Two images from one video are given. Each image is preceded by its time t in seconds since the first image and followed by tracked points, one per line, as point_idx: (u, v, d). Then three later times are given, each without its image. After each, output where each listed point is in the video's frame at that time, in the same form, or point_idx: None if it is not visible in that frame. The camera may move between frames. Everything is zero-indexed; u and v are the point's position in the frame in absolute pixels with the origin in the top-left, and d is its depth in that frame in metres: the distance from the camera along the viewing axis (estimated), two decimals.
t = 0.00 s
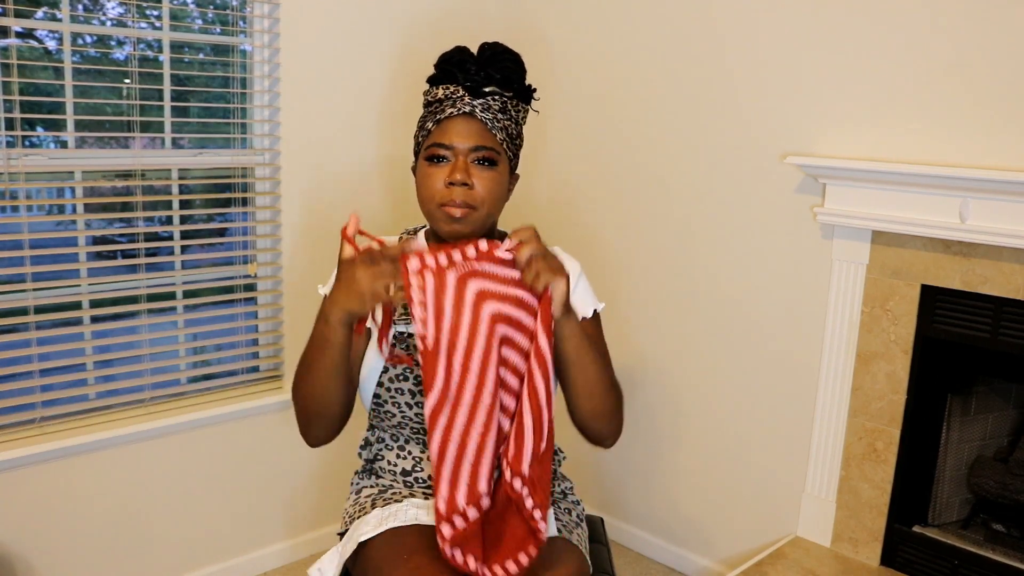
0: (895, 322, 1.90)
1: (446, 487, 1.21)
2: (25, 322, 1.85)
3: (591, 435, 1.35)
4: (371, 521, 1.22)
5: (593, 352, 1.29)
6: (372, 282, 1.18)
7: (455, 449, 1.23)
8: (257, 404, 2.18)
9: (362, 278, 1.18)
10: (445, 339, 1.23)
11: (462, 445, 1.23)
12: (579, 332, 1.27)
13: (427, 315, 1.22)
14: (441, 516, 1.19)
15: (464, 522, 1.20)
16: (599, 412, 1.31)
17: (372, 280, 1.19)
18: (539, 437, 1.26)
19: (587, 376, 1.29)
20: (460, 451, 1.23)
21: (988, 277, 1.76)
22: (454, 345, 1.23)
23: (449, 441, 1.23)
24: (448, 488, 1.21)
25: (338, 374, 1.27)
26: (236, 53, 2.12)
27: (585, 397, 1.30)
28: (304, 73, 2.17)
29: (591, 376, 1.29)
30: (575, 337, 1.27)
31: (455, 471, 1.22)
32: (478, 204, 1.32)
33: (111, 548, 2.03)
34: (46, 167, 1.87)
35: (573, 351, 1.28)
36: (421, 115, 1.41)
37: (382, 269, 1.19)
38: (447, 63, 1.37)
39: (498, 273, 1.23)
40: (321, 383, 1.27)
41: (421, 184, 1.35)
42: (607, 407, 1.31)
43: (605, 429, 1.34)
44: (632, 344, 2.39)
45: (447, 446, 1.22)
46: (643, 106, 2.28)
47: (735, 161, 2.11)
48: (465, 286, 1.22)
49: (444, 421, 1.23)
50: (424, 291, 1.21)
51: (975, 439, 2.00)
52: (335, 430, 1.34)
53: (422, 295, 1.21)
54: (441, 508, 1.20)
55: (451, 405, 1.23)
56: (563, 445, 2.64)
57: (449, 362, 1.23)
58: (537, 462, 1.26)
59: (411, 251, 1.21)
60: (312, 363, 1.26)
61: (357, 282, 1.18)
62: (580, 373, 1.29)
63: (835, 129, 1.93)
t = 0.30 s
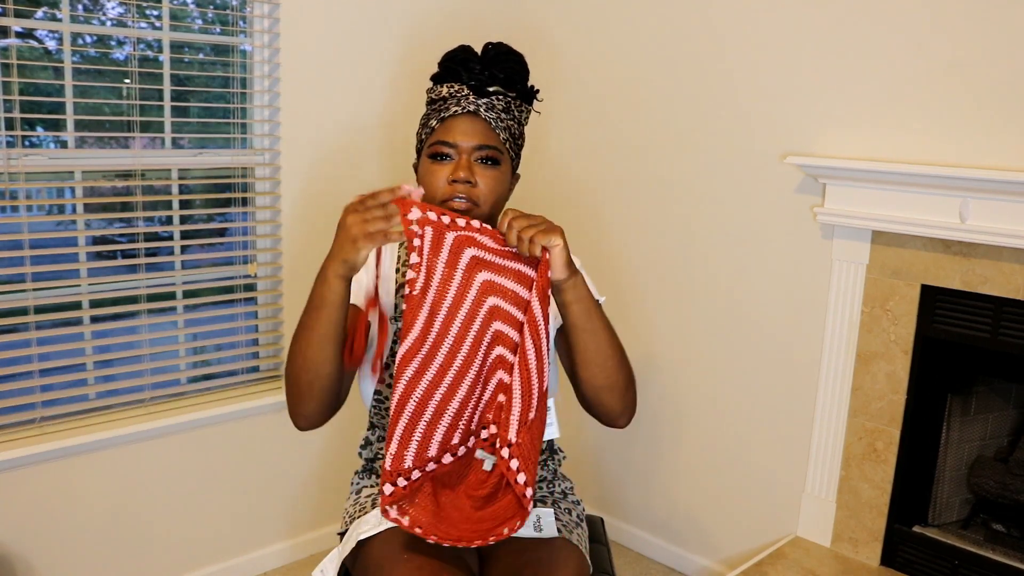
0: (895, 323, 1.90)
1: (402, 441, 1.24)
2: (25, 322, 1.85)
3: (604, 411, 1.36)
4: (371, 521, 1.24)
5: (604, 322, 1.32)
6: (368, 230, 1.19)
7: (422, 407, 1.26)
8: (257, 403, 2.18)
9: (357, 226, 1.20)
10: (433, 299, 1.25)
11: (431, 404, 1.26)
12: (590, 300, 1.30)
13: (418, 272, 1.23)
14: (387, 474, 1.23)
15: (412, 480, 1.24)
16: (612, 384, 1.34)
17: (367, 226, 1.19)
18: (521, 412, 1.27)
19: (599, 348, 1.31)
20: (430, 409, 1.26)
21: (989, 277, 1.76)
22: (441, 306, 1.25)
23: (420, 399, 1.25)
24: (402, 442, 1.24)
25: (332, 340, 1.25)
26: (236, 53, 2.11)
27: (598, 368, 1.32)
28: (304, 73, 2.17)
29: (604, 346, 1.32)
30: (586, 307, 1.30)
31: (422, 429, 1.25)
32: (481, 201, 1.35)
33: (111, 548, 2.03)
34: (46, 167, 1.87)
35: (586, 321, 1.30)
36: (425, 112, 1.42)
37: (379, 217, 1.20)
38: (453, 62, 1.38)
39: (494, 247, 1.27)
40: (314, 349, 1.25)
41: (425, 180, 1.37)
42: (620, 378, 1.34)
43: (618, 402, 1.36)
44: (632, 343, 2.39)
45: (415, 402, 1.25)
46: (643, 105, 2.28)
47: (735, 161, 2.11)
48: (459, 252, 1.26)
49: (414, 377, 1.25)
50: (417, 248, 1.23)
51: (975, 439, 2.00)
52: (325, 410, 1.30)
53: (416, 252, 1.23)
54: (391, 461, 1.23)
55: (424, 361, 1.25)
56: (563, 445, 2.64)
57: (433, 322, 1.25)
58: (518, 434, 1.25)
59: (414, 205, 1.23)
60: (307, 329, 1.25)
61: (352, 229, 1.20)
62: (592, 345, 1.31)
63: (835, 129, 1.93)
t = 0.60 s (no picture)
0: (894, 323, 1.90)
1: (406, 436, 1.22)
2: (25, 322, 1.85)
3: (604, 404, 1.35)
4: (371, 520, 1.24)
5: (604, 316, 1.30)
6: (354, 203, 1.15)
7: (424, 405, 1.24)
8: (257, 403, 2.18)
9: (343, 199, 1.16)
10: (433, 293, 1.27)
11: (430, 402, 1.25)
12: (590, 296, 1.29)
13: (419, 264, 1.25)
14: (395, 465, 1.21)
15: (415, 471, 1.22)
16: (612, 379, 1.32)
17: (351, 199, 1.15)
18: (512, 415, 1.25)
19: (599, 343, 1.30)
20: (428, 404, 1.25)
21: (988, 277, 1.76)
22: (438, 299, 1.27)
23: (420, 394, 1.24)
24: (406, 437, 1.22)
25: (320, 318, 1.22)
26: (236, 53, 2.11)
27: (598, 363, 1.31)
28: (304, 73, 2.18)
29: (604, 341, 1.30)
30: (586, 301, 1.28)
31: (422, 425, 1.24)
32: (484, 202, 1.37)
33: (111, 548, 2.03)
34: (46, 168, 1.87)
35: (585, 316, 1.29)
36: (426, 112, 1.42)
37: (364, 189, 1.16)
38: (453, 63, 1.38)
39: (500, 246, 1.28)
40: (303, 326, 1.22)
41: (428, 180, 1.38)
42: (620, 371, 1.33)
43: (618, 396, 1.35)
44: (632, 343, 2.39)
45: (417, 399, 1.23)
46: (643, 106, 2.28)
47: (735, 161, 2.11)
48: (463, 246, 1.27)
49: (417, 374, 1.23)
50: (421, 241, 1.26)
51: (975, 439, 2.00)
52: (312, 388, 1.28)
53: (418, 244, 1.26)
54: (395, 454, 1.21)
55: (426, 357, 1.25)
56: (563, 445, 2.64)
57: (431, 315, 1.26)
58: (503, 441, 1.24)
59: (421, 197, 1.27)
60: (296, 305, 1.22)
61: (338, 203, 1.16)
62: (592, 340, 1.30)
63: (835, 130, 1.93)
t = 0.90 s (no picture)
0: (894, 322, 1.90)
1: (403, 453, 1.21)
2: (25, 322, 1.85)
3: (612, 389, 1.36)
4: (370, 520, 1.25)
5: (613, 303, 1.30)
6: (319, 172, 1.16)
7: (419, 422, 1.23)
8: (257, 403, 2.18)
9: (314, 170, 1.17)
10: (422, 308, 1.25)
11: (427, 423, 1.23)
12: (597, 284, 1.28)
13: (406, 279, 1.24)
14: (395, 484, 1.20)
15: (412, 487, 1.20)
16: (621, 365, 1.32)
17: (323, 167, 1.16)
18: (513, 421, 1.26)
19: (608, 331, 1.30)
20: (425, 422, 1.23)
21: (989, 277, 1.76)
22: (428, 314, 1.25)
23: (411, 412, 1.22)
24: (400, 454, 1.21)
25: (306, 289, 1.22)
26: (236, 53, 2.11)
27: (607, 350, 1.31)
28: (304, 73, 2.17)
29: (611, 329, 1.30)
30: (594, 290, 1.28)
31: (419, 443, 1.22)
32: (487, 199, 1.35)
33: (111, 548, 2.03)
34: (46, 167, 1.87)
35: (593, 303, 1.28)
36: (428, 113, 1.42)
37: (334, 161, 1.17)
38: (455, 63, 1.39)
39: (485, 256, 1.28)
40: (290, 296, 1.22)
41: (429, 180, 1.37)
42: (630, 359, 1.33)
43: (628, 382, 1.35)
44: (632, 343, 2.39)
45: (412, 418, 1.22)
46: (643, 105, 2.28)
47: (734, 161, 2.11)
48: (448, 258, 1.27)
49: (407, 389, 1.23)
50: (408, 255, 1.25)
51: (975, 439, 2.00)
52: (296, 359, 1.27)
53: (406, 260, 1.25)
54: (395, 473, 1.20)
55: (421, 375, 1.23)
56: (563, 444, 2.64)
57: (420, 329, 1.24)
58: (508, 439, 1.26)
59: (408, 206, 1.26)
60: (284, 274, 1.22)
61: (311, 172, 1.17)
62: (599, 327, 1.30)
63: (836, 130, 1.93)
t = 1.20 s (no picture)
0: (894, 322, 1.90)
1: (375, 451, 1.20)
2: (25, 322, 1.85)
3: (614, 368, 1.32)
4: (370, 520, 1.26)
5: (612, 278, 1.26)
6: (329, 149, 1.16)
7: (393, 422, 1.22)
8: (257, 403, 2.18)
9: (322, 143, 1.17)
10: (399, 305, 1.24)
11: (399, 422, 1.22)
12: (596, 255, 1.24)
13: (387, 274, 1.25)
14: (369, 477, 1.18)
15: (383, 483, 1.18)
16: (621, 343, 1.29)
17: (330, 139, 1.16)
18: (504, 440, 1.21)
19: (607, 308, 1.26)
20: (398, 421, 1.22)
21: (989, 277, 1.76)
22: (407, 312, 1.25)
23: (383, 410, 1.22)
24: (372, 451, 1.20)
25: (311, 264, 1.22)
26: (236, 53, 2.11)
27: (606, 327, 1.27)
28: (304, 73, 2.17)
29: (608, 305, 1.26)
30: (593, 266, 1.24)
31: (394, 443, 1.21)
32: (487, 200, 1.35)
33: (110, 548, 2.03)
34: (46, 167, 1.87)
35: (590, 279, 1.24)
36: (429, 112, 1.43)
37: (342, 133, 1.16)
38: (456, 63, 1.39)
39: (474, 258, 1.26)
40: (295, 268, 1.22)
41: (430, 181, 1.38)
42: (630, 335, 1.29)
43: (630, 358, 1.31)
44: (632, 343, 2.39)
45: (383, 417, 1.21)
46: (643, 105, 2.28)
47: (734, 161, 2.11)
48: (435, 257, 1.26)
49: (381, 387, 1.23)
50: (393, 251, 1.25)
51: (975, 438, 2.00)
52: (291, 333, 1.27)
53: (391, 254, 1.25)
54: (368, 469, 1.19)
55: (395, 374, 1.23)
56: (563, 445, 2.64)
57: (394, 325, 1.24)
58: (496, 464, 1.21)
59: (403, 194, 1.26)
60: (291, 245, 1.22)
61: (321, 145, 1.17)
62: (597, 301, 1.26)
63: (836, 130, 1.93)
